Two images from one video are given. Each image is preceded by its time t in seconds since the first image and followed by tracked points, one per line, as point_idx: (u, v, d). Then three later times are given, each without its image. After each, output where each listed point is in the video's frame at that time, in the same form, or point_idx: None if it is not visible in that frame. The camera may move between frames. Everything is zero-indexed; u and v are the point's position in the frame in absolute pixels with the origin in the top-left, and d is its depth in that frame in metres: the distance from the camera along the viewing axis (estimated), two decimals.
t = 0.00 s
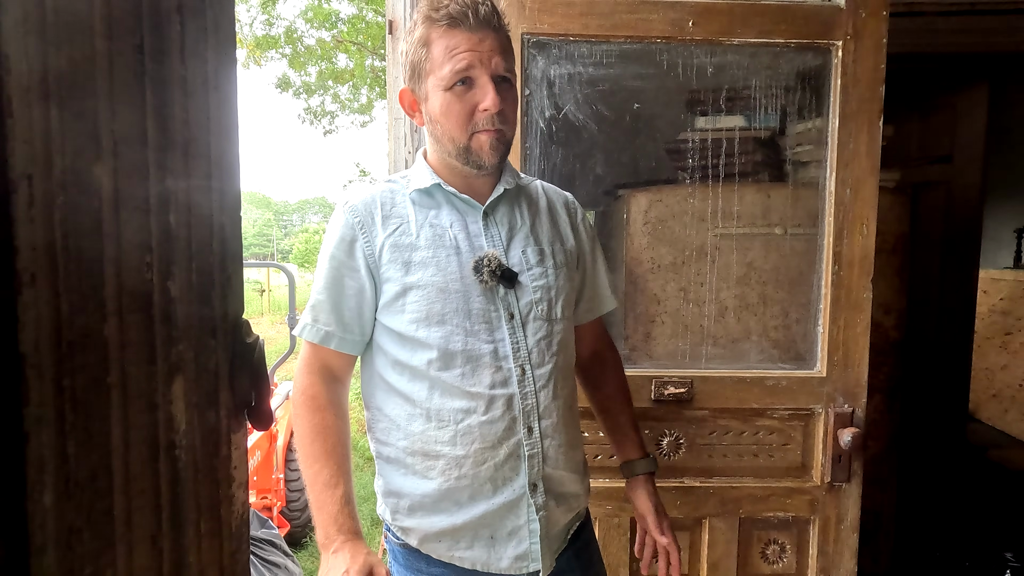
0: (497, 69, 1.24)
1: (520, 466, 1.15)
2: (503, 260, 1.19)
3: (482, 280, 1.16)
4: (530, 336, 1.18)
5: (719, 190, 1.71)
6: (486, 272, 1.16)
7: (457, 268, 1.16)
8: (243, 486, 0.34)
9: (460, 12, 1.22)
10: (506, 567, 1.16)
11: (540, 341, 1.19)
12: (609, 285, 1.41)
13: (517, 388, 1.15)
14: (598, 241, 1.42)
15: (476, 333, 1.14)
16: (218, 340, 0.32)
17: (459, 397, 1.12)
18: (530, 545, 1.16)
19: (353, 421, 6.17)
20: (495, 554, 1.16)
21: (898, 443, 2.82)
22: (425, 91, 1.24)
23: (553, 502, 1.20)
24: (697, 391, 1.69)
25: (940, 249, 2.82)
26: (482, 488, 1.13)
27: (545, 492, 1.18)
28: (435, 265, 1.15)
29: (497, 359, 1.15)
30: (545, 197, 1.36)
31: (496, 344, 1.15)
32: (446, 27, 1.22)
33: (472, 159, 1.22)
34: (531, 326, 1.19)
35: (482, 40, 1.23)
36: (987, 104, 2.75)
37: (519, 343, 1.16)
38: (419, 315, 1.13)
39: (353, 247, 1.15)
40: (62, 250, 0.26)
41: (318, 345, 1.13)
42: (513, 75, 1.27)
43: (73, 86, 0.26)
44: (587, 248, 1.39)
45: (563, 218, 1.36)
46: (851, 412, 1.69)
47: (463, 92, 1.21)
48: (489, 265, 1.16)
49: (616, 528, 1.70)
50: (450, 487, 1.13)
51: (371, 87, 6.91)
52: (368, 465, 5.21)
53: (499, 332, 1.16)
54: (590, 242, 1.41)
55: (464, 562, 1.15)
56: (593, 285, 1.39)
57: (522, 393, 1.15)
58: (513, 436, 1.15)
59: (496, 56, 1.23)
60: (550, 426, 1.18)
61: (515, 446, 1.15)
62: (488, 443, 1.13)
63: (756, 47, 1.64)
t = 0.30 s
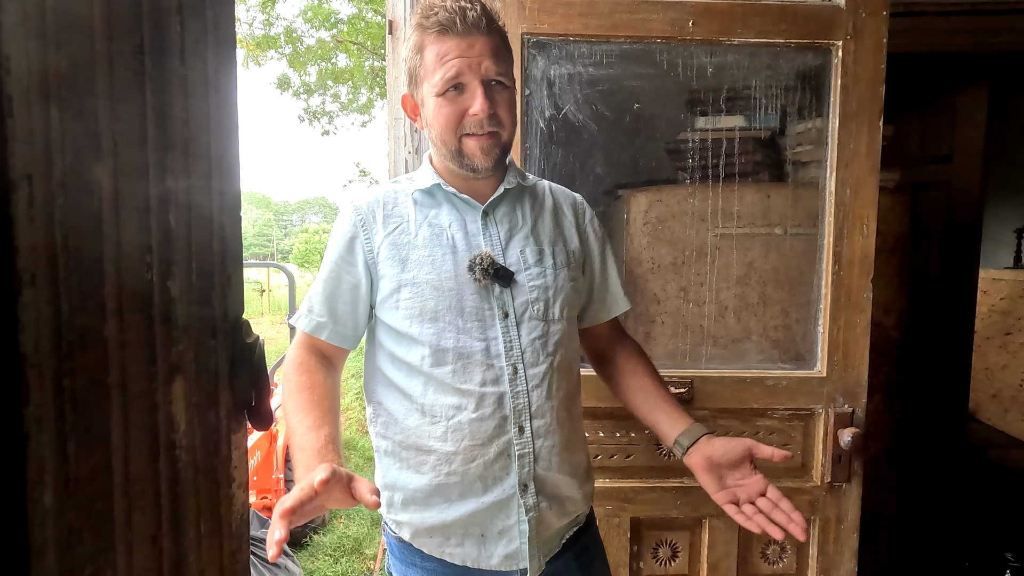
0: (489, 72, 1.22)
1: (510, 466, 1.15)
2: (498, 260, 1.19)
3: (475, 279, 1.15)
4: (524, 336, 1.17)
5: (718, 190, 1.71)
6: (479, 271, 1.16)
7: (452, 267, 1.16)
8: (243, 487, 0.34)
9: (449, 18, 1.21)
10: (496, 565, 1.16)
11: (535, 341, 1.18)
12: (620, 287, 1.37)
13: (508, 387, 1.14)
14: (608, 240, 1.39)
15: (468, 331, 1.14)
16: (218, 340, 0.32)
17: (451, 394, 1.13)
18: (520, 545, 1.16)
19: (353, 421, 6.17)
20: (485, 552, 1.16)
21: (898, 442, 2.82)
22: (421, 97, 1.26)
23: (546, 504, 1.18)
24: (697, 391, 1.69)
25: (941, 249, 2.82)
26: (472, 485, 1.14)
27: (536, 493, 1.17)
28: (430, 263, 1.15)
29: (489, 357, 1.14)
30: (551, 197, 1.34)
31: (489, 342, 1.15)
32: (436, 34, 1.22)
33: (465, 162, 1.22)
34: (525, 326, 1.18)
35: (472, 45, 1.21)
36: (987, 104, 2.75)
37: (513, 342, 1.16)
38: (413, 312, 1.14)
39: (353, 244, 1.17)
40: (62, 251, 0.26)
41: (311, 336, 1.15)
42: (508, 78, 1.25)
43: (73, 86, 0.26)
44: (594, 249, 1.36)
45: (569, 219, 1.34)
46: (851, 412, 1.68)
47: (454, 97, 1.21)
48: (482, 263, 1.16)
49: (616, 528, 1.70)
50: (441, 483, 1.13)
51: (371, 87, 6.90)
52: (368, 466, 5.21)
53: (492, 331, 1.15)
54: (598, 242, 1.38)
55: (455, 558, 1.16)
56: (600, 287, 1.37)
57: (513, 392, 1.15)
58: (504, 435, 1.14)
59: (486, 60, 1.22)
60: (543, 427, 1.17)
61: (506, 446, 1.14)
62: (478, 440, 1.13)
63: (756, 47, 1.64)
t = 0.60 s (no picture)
0: (481, 74, 1.21)
1: (518, 464, 1.15)
2: (517, 258, 1.18)
3: (494, 276, 1.16)
4: (540, 336, 1.16)
5: (718, 190, 1.71)
6: (497, 268, 1.16)
7: (472, 264, 1.17)
8: (242, 487, 0.34)
9: (429, 35, 1.22)
10: (500, 563, 1.17)
11: (551, 341, 1.16)
12: (662, 283, 1.30)
13: (521, 385, 1.14)
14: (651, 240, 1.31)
15: (483, 327, 1.15)
16: (218, 340, 0.32)
17: (465, 388, 1.15)
18: (525, 545, 1.16)
19: (353, 421, 6.17)
20: (490, 548, 1.17)
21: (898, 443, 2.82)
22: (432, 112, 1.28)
23: (555, 506, 1.17)
24: (697, 391, 1.69)
25: (941, 249, 2.82)
26: (480, 480, 1.15)
27: (544, 494, 1.16)
28: (452, 260, 1.17)
29: (503, 354, 1.15)
30: (586, 193, 1.29)
31: (504, 339, 1.15)
32: (425, 52, 1.24)
33: (482, 166, 1.22)
34: (542, 326, 1.17)
35: (456, 53, 1.21)
36: (987, 104, 2.75)
37: (527, 341, 1.15)
38: (432, 307, 1.16)
39: (383, 241, 1.21)
40: (62, 251, 0.26)
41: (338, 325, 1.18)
42: (501, 71, 1.23)
43: (73, 86, 0.25)
44: (630, 250, 1.29)
45: (600, 216, 1.28)
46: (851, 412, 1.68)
47: (453, 107, 1.22)
48: (501, 261, 1.16)
49: (616, 528, 1.70)
50: (451, 474, 1.16)
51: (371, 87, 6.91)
52: (369, 466, 5.22)
53: (508, 329, 1.16)
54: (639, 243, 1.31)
55: (460, 551, 1.18)
56: (638, 288, 1.30)
57: (525, 391, 1.15)
58: (514, 432, 1.15)
59: (474, 62, 1.21)
60: (554, 428, 1.16)
61: (515, 443, 1.15)
62: (487, 435, 1.14)
63: (756, 47, 1.65)
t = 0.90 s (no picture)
0: (513, 77, 1.25)
1: (536, 462, 1.19)
2: (543, 261, 1.22)
3: (519, 279, 1.20)
4: (563, 338, 1.19)
5: (718, 190, 1.71)
6: (522, 272, 1.20)
7: (499, 266, 1.22)
8: (242, 487, 0.35)
9: (462, 38, 1.27)
10: (515, 554, 1.21)
11: (574, 343, 1.19)
12: (699, 282, 1.28)
13: (541, 386, 1.18)
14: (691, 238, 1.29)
15: (508, 328, 1.19)
16: (217, 340, 0.32)
17: (489, 385, 1.20)
18: (540, 540, 1.19)
19: (353, 421, 6.17)
20: (507, 539, 1.22)
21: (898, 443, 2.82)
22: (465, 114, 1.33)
23: (573, 505, 1.20)
24: (697, 391, 1.69)
25: (941, 249, 2.82)
26: (500, 474, 1.21)
27: (562, 493, 1.19)
28: (480, 262, 1.23)
29: (525, 355, 1.19)
30: (622, 190, 1.29)
31: (527, 340, 1.19)
32: (458, 56, 1.29)
33: (512, 167, 1.26)
34: (566, 329, 1.19)
35: (489, 56, 1.26)
36: (987, 104, 2.74)
37: (550, 343, 1.19)
38: (462, 306, 1.23)
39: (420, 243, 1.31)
40: (62, 251, 0.26)
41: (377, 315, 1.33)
42: (533, 74, 1.26)
43: (73, 86, 0.25)
44: (667, 249, 1.28)
45: (634, 216, 1.27)
46: (851, 412, 1.69)
47: (486, 110, 1.26)
48: (525, 264, 1.20)
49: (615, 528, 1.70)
50: (474, 466, 1.22)
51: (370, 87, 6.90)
52: (369, 466, 5.22)
53: (531, 330, 1.19)
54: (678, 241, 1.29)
55: (480, 538, 1.24)
56: (675, 288, 1.28)
57: (545, 391, 1.18)
58: (533, 431, 1.19)
59: (506, 65, 1.25)
60: (574, 430, 1.18)
61: (534, 442, 1.19)
62: (507, 432, 1.19)
63: (756, 47, 1.65)
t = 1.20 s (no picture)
0: (510, 90, 1.29)
1: (543, 460, 1.21)
2: (559, 263, 1.24)
3: (534, 279, 1.23)
4: (575, 339, 1.21)
5: (718, 190, 1.71)
6: (536, 273, 1.23)
7: (518, 266, 1.25)
8: (242, 487, 0.35)
9: (474, 53, 1.34)
10: (520, 548, 1.24)
11: (586, 345, 1.20)
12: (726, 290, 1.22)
13: (550, 385, 1.21)
14: (722, 239, 1.24)
15: (521, 327, 1.23)
16: (217, 340, 0.32)
17: (504, 380, 1.25)
18: (544, 537, 1.22)
19: (353, 421, 6.18)
20: (513, 532, 1.25)
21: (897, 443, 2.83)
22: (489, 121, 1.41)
23: (579, 507, 1.20)
24: (696, 391, 1.69)
25: (941, 248, 2.82)
26: (509, 468, 1.24)
27: (568, 492, 1.20)
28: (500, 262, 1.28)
29: (537, 354, 1.22)
30: (649, 192, 1.28)
31: (539, 340, 1.22)
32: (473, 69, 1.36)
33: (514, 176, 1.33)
34: (578, 330, 1.21)
35: (489, 72, 1.31)
36: (988, 104, 2.74)
37: (561, 344, 1.21)
38: (483, 304, 1.28)
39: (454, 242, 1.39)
40: (62, 251, 0.26)
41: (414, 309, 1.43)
42: (527, 87, 1.28)
43: (72, 86, 0.26)
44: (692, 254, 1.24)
45: (659, 219, 1.26)
46: (850, 412, 1.69)
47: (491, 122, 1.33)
48: (539, 266, 1.23)
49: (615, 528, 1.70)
50: (486, 458, 1.27)
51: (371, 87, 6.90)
52: (369, 466, 5.22)
53: (544, 330, 1.22)
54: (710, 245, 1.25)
55: (489, 528, 1.28)
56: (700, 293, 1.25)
57: (554, 391, 1.20)
58: (541, 429, 1.21)
59: (501, 80, 1.29)
60: (581, 431, 1.20)
61: (542, 439, 1.21)
62: (516, 427, 1.23)
63: (755, 47, 1.65)
